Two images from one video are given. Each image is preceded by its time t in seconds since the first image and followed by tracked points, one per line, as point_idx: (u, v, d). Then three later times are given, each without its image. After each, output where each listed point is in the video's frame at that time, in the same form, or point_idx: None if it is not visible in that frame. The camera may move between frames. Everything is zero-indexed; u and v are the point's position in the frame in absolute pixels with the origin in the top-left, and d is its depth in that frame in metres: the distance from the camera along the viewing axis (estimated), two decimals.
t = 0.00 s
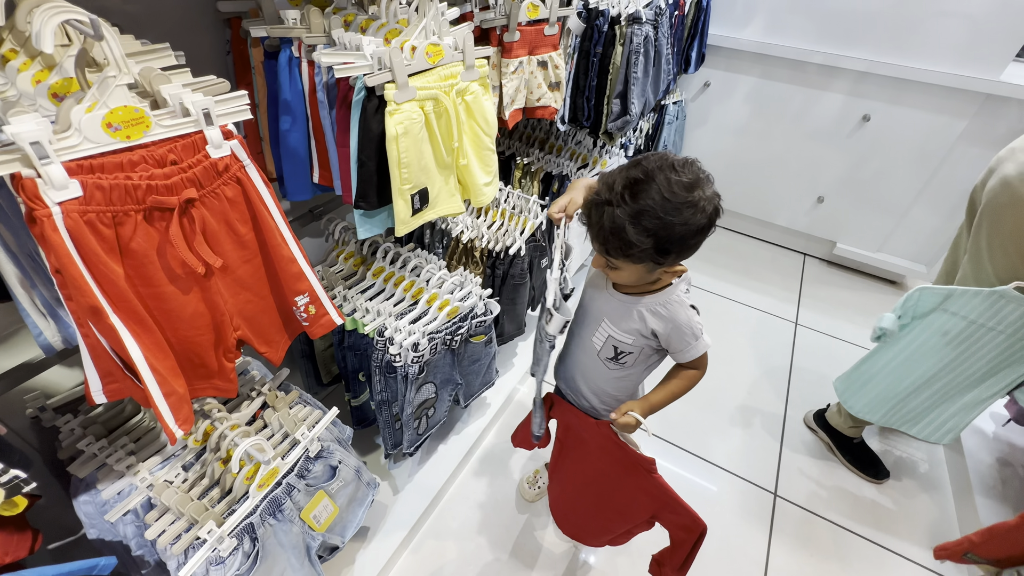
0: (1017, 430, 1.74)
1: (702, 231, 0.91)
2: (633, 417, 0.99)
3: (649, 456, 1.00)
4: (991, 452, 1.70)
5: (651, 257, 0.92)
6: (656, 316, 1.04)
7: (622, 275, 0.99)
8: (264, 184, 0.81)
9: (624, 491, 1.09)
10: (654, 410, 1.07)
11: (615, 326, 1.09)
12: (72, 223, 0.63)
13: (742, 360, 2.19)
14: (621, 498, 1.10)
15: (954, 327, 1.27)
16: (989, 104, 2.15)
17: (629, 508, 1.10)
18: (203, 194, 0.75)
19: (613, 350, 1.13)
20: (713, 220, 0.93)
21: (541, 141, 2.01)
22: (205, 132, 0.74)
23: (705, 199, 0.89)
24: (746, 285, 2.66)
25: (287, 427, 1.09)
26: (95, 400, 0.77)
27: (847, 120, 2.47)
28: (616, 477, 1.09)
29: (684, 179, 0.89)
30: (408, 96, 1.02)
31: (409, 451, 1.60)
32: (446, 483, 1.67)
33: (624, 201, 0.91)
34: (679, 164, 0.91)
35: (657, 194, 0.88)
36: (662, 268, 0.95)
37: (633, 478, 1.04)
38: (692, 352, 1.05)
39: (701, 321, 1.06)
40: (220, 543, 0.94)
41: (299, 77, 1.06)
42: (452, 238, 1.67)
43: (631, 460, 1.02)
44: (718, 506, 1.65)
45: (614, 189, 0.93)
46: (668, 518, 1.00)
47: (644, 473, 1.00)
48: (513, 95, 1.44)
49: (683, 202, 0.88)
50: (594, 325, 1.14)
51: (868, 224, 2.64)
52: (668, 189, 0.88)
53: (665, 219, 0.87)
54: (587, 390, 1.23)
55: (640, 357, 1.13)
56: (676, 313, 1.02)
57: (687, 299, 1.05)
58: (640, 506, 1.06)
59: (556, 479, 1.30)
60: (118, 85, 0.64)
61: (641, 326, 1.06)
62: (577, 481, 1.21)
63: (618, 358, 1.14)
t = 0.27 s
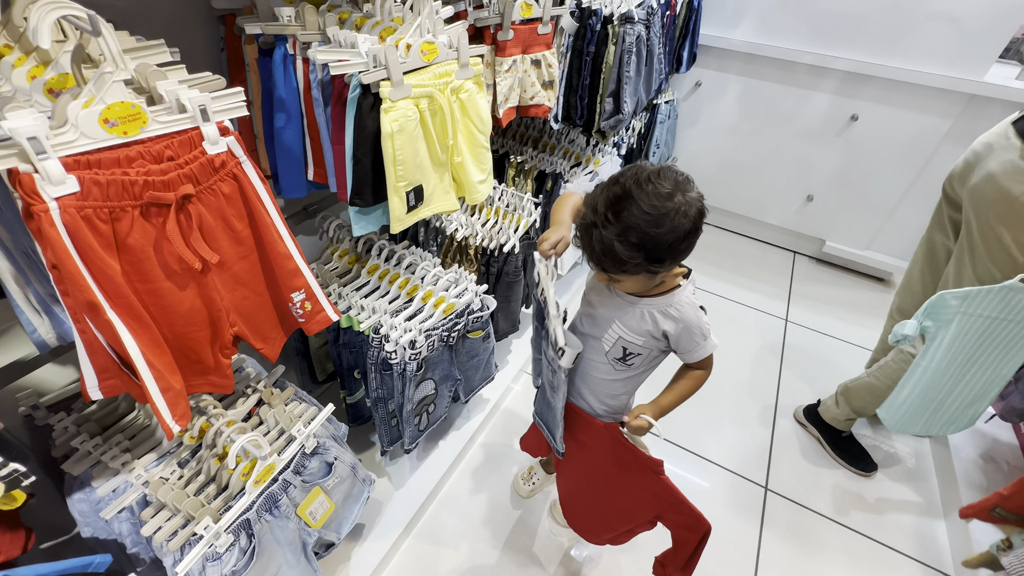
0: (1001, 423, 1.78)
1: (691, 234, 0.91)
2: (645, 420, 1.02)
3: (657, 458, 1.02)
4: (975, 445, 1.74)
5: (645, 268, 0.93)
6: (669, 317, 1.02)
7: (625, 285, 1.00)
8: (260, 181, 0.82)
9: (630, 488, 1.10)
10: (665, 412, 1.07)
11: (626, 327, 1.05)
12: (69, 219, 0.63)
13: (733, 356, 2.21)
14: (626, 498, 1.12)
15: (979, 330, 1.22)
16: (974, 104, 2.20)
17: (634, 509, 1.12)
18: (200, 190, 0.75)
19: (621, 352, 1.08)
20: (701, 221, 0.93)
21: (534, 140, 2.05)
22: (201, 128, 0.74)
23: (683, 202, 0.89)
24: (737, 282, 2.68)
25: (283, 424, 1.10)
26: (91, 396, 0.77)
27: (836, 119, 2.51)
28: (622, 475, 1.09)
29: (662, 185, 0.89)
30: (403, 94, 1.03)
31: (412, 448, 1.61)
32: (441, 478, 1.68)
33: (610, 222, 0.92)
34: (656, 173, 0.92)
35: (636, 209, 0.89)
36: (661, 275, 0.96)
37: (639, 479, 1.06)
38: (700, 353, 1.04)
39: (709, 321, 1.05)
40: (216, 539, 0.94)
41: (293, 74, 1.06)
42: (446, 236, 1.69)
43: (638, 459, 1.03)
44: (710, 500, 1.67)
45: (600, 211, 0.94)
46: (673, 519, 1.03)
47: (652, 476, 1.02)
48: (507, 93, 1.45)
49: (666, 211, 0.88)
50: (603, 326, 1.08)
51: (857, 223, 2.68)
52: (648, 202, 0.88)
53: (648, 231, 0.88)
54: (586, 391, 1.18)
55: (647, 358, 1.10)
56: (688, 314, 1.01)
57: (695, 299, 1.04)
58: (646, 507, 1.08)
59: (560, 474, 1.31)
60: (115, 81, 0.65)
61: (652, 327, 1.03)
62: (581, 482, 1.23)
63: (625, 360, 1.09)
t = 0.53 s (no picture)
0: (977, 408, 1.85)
1: (673, 242, 0.92)
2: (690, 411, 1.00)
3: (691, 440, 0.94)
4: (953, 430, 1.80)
5: (633, 279, 0.95)
6: (683, 310, 1.04)
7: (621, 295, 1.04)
8: (262, 173, 0.83)
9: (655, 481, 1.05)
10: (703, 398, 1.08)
11: (643, 328, 1.07)
12: (76, 209, 0.64)
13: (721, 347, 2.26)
14: (656, 483, 1.05)
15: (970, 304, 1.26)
16: (949, 102, 2.26)
17: (665, 491, 1.05)
18: (203, 181, 0.76)
19: (644, 350, 1.11)
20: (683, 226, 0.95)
21: (525, 135, 2.07)
22: (204, 121, 0.75)
23: (661, 211, 0.91)
24: (724, 276, 2.74)
25: (283, 416, 1.11)
26: (94, 386, 0.78)
27: (818, 115, 2.56)
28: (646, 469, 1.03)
29: (639, 199, 0.91)
30: (400, 88, 1.04)
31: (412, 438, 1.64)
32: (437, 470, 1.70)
33: (595, 241, 0.94)
34: (631, 185, 0.93)
35: (619, 226, 0.91)
36: (652, 283, 0.98)
37: (672, 465, 0.97)
38: (719, 338, 1.06)
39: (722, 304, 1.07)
40: (219, 529, 0.95)
41: (290, 69, 1.07)
42: (439, 230, 1.71)
43: (667, 456, 0.97)
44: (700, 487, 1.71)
45: (583, 229, 0.97)
46: (711, 499, 0.97)
47: (689, 461, 0.94)
48: (498, 89, 1.47)
49: (646, 223, 0.90)
50: (619, 333, 1.10)
51: (839, 217, 2.74)
52: (627, 217, 0.90)
53: (628, 246, 0.91)
54: (609, 391, 1.19)
55: (668, 351, 1.13)
56: (701, 304, 1.03)
57: (703, 286, 1.05)
58: (679, 489, 1.02)
59: (565, 474, 1.22)
60: (120, 73, 0.65)
61: (667, 324, 1.05)
62: (602, 474, 1.14)
63: (648, 356, 1.12)
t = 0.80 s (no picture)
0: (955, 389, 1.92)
1: (672, 244, 0.94)
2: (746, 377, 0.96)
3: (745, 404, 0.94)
4: (933, 410, 1.87)
5: (635, 283, 0.98)
6: (686, 299, 1.07)
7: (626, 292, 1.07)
8: (272, 168, 0.83)
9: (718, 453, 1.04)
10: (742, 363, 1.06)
11: (648, 319, 1.10)
12: (94, 203, 0.65)
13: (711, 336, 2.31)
14: (712, 453, 1.05)
15: (940, 283, 1.30)
16: (925, 95, 2.33)
17: (722, 455, 1.06)
18: (216, 175, 0.76)
19: (649, 340, 1.14)
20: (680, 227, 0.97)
21: (517, 130, 2.09)
22: (216, 115, 0.76)
23: (659, 217, 0.93)
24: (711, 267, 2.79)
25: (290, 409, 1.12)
26: (108, 381, 0.78)
27: (800, 109, 2.63)
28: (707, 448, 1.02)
29: (637, 207, 0.93)
30: (403, 83, 1.05)
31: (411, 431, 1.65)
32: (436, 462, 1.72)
33: (596, 249, 0.97)
34: (626, 192, 0.95)
35: (619, 235, 0.93)
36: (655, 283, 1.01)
37: (729, 434, 0.98)
38: (727, 322, 1.10)
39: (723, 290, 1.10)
40: (232, 521, 0.97)
41: (290, 63, 1.07)
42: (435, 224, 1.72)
43: (729, 427, 0.95)
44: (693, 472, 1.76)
45: (583, 235, 0.99)
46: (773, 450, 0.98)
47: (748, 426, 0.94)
48: (494, 84, 1.48)
49: (645, 229, 0.92)
50: (626, 324, 1.13)
51: (821, 208, 2.82)
52: (624, 224, 0.92)
53: (630, 254, 0.93)
54: (617, 377, 1.23)
55: (672, 338, 1.16)
56: (704, 291, 1.06)
57: (704, 273, 1.09)
58: (737, 450, 1.03)
59: (617, 480, 1.20)
60: (136, 67, 0.66)
61: (673, 313, 1.09)
62: (654, 468, 1.11)
63: (654, 344, 1.15)
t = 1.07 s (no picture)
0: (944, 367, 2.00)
1: (679, 232, 0.98)
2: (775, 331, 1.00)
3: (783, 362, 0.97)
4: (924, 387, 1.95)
5: (645, 268, 1.02)
6: (696, 276, 1.11)
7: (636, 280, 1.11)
8: (301, 155, 0.86)
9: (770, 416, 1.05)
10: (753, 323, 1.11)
11: (659, 299, 1.14)
12: (141, 186, 0.67)
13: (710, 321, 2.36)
14: (764, 426, 1.06)
15: (924, 263, 1.33)
16: (911, 83, 2.40)
17: (774, 424, 1.07)
18: (250, 161, 0.79)
19: (662, 319, 1.18)
20: (686, 215, 0.99)
21: (517, 122, 2.12)
22: (250, 102, 0.78)
23: (666, 206, 0.96)
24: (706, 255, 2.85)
25: (312, 393, 1.14)
26: (146, 363, 0.81)
27: (791, 98, 2.68)
28: (760, 414, 1.03)
29: (644, 199, 0.96)
30: (418, 72, 1.09)
31: (421, 418, 1.68)
32: (447, 448, 1.75)
33: (606, 241, 1.00)
34: (632, 185, 0.98)
35: (627, 229, 0.96)
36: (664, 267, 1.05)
37: (772, 395, 1.00)
38: (737, 296, 1.15)
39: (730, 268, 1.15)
40: (264, 500, 0.99)
41: (306, 54, 1.08)
42: (441, 215, 1.71)
43: (772, 383, 0.98)
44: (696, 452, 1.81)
45: (592, 229, 1.03)
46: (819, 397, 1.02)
47: (786, 380, 0.98)
48: (499, 75, 1.51)
49: (651, 220, 0.95)
50: (639, 305, 1.17)
51: (811, 196, 2.88)
52: (630, 217, 0.96)
53: (640, 245, 0.97)
54: (631, 357, 1.27)
55: (682, 317, 1.21)
56: (713, 267, 1.11)
57: (709, 249, 1.14)
58: (785, 411, 1.05)
59: (679, 477, 1.18)
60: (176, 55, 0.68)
61: (684, 292, 1.13)
62: (710, 459, 1.12)
63: (666, 323, 1.19)
